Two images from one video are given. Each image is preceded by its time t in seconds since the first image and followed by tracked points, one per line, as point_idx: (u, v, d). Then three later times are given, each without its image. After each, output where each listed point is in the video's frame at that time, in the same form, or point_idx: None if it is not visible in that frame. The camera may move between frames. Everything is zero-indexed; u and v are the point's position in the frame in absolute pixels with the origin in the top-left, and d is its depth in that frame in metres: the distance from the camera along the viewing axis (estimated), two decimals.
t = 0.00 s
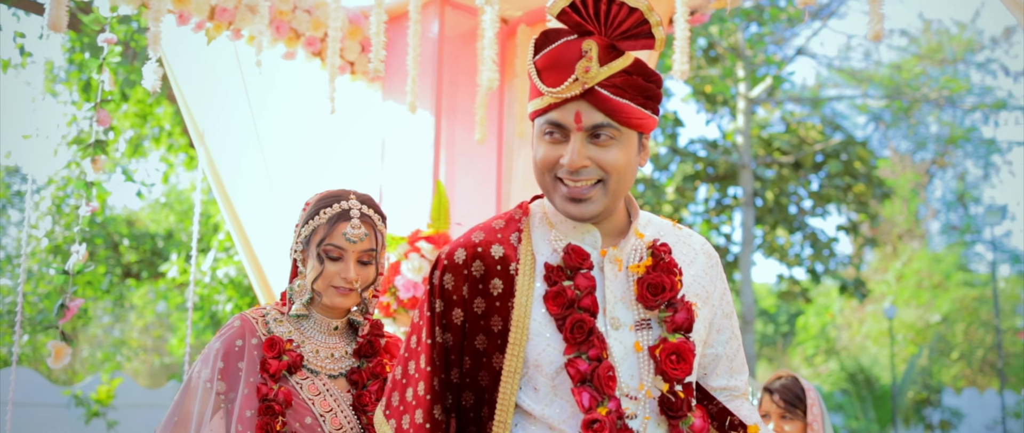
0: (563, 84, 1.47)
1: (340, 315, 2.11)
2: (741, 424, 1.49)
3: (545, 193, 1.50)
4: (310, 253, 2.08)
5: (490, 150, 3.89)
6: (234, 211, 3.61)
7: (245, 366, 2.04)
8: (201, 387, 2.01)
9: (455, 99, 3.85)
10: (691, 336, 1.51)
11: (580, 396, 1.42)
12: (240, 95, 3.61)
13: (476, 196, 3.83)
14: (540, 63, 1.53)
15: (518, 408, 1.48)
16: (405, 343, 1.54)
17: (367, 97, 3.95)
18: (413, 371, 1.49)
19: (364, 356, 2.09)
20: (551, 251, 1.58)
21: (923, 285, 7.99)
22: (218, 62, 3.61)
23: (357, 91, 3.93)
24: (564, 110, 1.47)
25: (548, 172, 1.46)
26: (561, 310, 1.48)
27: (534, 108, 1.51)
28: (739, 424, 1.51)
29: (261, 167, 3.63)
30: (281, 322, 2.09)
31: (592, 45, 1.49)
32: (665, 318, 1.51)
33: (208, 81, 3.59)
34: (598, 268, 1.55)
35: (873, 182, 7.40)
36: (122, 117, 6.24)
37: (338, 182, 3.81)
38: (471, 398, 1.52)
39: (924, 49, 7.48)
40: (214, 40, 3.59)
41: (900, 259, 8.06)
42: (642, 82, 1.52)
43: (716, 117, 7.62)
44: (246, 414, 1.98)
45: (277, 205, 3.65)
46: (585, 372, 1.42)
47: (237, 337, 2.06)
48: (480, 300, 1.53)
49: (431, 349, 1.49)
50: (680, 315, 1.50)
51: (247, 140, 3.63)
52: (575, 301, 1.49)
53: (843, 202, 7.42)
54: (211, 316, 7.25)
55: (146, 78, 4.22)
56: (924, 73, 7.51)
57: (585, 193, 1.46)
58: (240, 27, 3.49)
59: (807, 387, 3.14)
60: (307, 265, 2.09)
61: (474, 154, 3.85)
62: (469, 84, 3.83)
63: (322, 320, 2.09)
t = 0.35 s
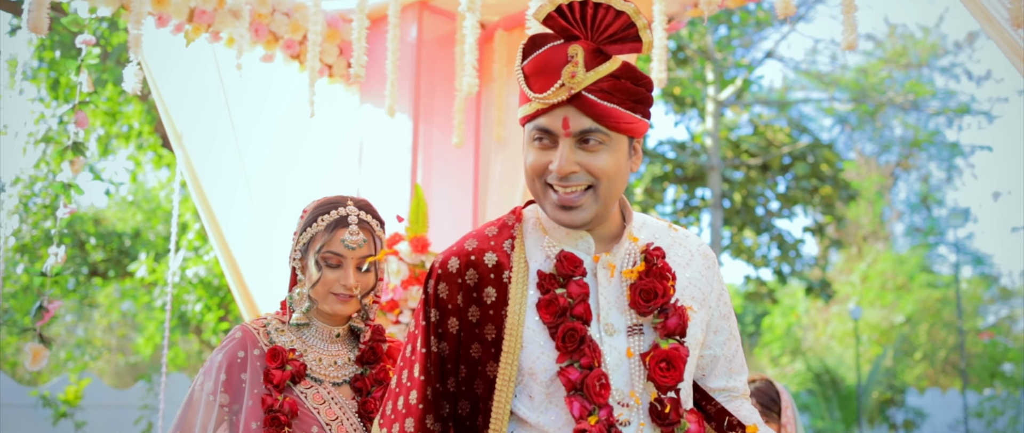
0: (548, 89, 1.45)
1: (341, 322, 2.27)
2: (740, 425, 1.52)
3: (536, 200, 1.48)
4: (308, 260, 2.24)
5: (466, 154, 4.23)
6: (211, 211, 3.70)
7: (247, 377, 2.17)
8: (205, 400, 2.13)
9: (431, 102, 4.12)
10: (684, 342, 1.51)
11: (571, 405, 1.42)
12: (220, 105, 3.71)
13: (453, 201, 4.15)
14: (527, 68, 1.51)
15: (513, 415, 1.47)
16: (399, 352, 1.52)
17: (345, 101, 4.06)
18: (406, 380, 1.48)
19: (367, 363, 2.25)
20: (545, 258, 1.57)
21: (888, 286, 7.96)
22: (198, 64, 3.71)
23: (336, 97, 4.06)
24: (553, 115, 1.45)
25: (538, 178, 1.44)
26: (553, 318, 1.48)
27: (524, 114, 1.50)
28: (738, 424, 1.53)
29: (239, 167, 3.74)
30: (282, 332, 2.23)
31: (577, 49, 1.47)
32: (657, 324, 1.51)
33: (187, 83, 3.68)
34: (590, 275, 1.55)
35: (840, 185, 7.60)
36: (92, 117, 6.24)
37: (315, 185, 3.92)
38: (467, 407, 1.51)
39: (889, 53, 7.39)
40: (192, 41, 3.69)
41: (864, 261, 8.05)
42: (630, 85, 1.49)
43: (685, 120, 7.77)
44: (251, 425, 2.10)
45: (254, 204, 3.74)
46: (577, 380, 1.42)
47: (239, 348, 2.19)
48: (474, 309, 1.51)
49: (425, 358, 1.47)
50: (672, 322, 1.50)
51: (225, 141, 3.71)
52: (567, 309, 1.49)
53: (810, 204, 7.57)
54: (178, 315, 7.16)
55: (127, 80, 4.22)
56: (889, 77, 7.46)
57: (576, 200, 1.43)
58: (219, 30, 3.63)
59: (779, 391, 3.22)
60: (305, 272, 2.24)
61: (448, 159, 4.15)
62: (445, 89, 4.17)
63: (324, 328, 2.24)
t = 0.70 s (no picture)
0: (542, 95, 1.46)
1: (344, 328, 2.35)
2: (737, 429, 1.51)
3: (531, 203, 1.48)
4: (303, 266, 2.32)
5: (443, 160, 4.26)
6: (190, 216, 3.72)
7: (253, 390, 2.25)
8: (211, 416, 2.21)
9: (407, 107, 4.19)
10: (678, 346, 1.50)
11: (560, 410, 1.41)
12: (198, 110, 3.71)
13: (429, 204, 4.21)
14: (521, 73, 1.52)
15: (505, 418, 1.48)
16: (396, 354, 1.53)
17: (322, 106, 4.08)
18: (400, 382, 1.49)
19: (372, 368, 2.33)
20: (539, 261, 1.57)
21: (853, 288, 8.15)
22: (176, 68, 3.72)
23: (315, 101, 4.08)
24: (548, 121, 1.46)
25: (534, 183, 1.45)
26: (545, 322, 1.47)
27: (519, 119, 1.51)
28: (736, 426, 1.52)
29: (218, 172, 3.74)
30: (284, 342, 2.31)
31: (572, 54, 1.48)
32: (649, 328, 1.50)
33: (165, 87, 3.69)
34: (583, 279, 1.55)
35: (806, 187, 7.55)
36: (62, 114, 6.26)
37: (292, 189, 3.94)
38: (459, 410, 1.50)
39: (856, 56, 7.57)
40: (171, 44, 3.70)
41: (830, 262, 8.20)
42: (625, 90, 1.51)
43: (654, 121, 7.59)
44: None
45: (232, 209, 3.76)
46: (566, 384, 1.42)
47: (243, 362, 2.27)
48: (467, 311, 1.51)
49: (419, 360, 1.47)
50: (665, 325, 1.49)
51: (203, 147, 3.73)
52: (559, 313, 1.48)
53: (777, 205, 7.52)
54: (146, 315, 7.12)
55: (106, 84, 4.22)
56: (855, 80, 7.60)
57: (573, 205, 1.44)
58: (198, 33, 3.60)
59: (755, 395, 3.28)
60: (302, 279, 2.32)
61: (424, 163, 4.22)
62: (422, 93, 4.23)
63: (326, 336, 2.32)
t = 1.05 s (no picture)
0: (544, 103, 1.50)
1: (349, 325, 2.41)
2: None
3: (533, 208, 1.53)
4: (306, 263, 2.38)
5: (418, 165, 4.35)
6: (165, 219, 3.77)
7: (258, 389, 2.31)
8: (217, 415, 2.26)
9: (382, 112, 4.21)
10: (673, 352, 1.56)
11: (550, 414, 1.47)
12: (173, 115, 3.77)
13: (405, 208, 4.26)
14: (525, 79, 1.56)
15: (504, 421, 1.54)
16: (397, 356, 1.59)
17: (298, 109, 4.18)
18: (400, 383, 1.55)
19: (379, 365, 2.38)
20: (539, 266, 1.64)
21: (818, 289, 8.22)
22: (152, 72, 3.79)
23: (290, 105, 4.18)
24: (551, 127, 1.50)
25: (538, 188, 1.50)
26: (541, 327, 1.53)
27: (522, 125, 1.55)
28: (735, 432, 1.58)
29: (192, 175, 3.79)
30: (289, 340, 2.37)
31: (575, 62, 1.52)
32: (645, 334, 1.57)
33: (141, 90, 3.75)
34: (582, 284, 1.61)
35: (773, 190, 7.71)
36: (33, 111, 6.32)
37: (267, 193, 4.02)
38: (456, 413, 1.55)
39: (821, 60, 7.75)
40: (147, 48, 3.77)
41: (796, 263, 8.23)
42: (627, 97, 1.54)
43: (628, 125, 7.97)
44: None
45: (206, 212, 3.81)
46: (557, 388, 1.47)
47: (248, 361, 2.33)
48: (467, 316, 1.57)
49: (418, 362, 1.53)
50: (660, 332, 1.55)
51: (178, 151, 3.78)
52: (557, 319, 1.54)
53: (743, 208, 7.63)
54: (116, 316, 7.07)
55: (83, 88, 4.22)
56: (821, 84, 7.82)
57: (575, 208, 1.49)
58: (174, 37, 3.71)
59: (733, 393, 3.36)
60: (305, 277, 2.37)
61: (399, 167, 4.25)
62: (397, 97, 4.28)
63: (330, 333, 2.38)
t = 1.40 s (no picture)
0: (560, 109, 1.57)
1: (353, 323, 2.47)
2: None
3: (550, 215, 1.60)
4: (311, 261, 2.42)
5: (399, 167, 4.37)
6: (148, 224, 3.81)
7: (261, 387, 2.38)
8: (220, 413, 2.34)
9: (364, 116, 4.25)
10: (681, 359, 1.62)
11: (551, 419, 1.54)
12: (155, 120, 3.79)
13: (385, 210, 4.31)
14: (539, 86, 1.63)
15: (513, 424, 1.60)
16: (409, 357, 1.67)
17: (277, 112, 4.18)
18: (410, 383, 1.63)
19: (383, 363, 2.44)
20: (552, 270, 1.70)
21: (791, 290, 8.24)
22: (135, 76, 3.79)
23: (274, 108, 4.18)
24: (566, 134, 1.57)
25: (555, 195, 1.57)
26: (549, 331, 1.60)
27: (537, 131, 1.62)
28: None
29: (174, 181, 3.83)
30: (293, 338, 2.43)
31: (590, 69, 1.60)
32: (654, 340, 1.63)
33: (124, 95, 3.76)
34: (593, 290, 1.68)
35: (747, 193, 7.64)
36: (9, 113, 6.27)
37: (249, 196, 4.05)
38: (465, 415, 1.62)
39: (795, 62, 7.83)
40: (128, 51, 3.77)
41: (768, 264, 8.23)
42: (642, 103, 1.62)
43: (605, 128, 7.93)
44: None
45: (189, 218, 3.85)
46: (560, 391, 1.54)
47: (252, 359, 2.40)
48: (479, 319, 1.64)
49: (428, 363, 1.61)
50: (666, 339, 1.62)
51: (160, 157, 3.81)
52: (567, 324, 1.61)
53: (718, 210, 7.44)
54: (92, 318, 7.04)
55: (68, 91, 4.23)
56: (795, 87, 7.84)
57: (591, 216, 1.56)
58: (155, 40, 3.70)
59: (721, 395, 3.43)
60: (310, 274, 2.42)
61: (379, 170, 4.29)
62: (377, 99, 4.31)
63: (334, 331, 2.44)
